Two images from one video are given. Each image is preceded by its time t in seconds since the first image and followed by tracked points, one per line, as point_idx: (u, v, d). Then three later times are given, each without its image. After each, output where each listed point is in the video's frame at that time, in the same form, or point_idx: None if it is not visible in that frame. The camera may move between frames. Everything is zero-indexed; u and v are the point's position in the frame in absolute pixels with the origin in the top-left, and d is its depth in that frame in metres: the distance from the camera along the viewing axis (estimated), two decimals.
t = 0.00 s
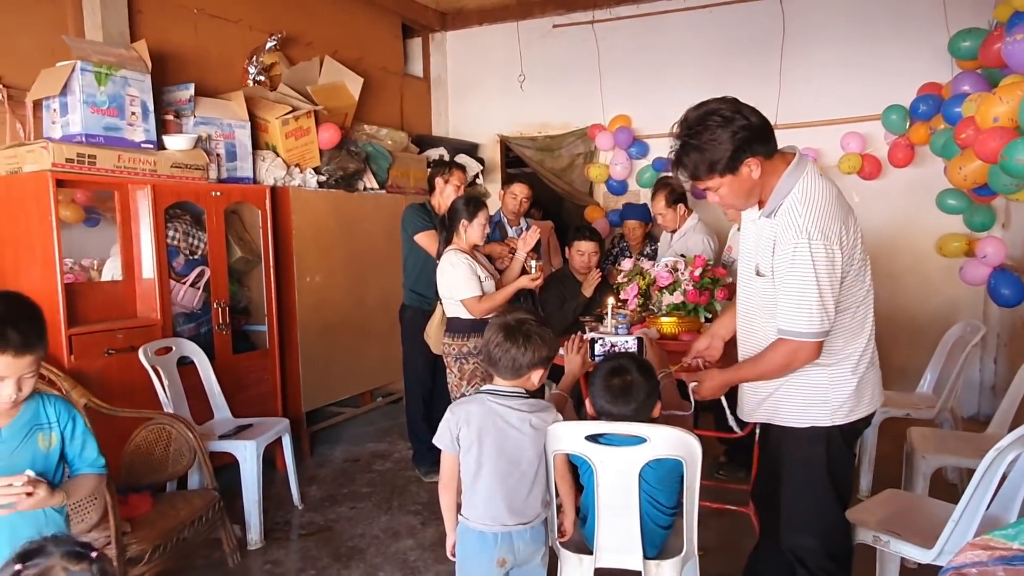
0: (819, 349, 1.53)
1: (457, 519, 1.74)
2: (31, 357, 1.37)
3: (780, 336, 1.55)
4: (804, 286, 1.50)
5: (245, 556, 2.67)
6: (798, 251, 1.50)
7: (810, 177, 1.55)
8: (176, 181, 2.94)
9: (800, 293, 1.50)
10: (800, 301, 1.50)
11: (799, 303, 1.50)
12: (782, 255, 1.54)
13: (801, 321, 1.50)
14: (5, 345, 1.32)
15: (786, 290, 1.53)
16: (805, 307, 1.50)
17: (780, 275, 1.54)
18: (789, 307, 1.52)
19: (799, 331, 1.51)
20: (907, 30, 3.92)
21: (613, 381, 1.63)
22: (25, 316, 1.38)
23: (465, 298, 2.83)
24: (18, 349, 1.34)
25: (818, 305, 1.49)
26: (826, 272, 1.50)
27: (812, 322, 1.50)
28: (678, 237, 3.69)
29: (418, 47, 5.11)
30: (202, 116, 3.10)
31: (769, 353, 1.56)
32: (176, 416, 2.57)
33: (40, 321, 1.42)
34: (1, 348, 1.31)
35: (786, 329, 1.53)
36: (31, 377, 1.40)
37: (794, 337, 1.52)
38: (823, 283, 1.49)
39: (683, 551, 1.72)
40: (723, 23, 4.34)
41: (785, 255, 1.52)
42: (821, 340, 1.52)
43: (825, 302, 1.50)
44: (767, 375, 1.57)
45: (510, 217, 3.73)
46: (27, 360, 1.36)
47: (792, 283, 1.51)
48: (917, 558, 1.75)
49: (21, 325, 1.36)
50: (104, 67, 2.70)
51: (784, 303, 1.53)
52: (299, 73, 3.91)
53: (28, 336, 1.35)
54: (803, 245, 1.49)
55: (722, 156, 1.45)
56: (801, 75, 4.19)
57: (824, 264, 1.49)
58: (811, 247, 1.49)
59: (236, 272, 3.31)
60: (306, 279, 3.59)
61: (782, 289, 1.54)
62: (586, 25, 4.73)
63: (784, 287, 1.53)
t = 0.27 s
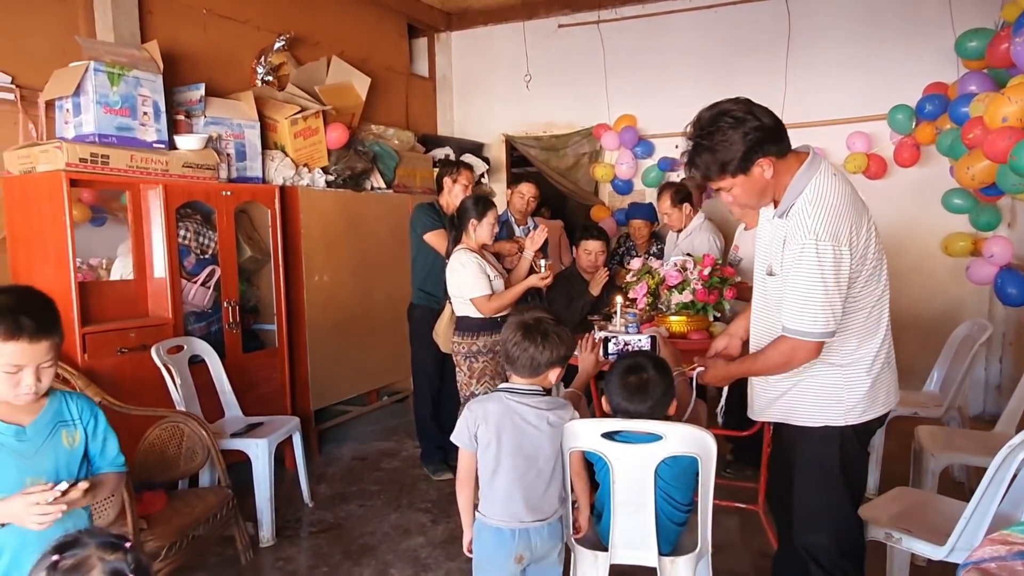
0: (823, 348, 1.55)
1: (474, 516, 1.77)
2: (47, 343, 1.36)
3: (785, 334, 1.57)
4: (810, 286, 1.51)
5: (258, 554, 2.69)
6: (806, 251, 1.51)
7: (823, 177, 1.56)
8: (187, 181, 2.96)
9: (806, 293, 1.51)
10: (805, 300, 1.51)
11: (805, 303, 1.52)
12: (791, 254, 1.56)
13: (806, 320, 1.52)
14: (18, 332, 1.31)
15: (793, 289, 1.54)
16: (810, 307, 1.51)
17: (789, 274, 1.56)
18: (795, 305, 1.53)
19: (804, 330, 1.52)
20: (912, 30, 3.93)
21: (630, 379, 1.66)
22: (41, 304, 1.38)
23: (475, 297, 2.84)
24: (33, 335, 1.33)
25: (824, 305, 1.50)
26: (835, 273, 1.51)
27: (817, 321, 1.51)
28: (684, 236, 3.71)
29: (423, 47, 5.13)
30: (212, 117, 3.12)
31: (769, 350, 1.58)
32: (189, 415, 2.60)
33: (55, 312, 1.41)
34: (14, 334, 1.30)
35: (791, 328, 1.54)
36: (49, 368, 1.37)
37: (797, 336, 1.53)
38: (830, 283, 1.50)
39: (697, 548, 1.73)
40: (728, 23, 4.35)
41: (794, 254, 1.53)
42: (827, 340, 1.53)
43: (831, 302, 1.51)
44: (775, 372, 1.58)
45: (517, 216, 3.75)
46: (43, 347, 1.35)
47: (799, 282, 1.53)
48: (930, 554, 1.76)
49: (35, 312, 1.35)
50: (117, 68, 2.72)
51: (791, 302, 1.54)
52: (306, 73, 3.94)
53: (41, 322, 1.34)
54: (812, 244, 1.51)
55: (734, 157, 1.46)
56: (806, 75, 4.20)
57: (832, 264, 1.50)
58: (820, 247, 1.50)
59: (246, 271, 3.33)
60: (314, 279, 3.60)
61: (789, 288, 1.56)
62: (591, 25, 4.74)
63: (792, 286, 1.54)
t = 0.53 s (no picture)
0: (837, 347, 1.57)
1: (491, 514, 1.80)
2: (58, 334, 1.36)
3: (800, 335, 1.59)
4: (824, 286, 1.53)
5: (270, 552, 2.72)
6: (820, 252, 1.54)
7: (833, 180, 1.58)
8: (198, 183, 2.98)
9: (820, 293, 1.54)
10: (820, 301, 1.54)
11: (820, 303, 1.54)
12: (805, 256, 1.58)
13: (821, 320, 1.54)
14: (26, 321, 1.32)
15: (807, 290, 1.56)
16: (825, 307, 1.53)
17: (803, 275, 1.58)
18: (810, 306, 1.55)
19: (819, 330, 1.54)
20: (917, 32, 3.96)
21: (645, 379, 1.68)
22: (56, 299, 1.39)
23: (484, 298, 2.86)
24: (43, 325, 1.34)
25: (838, 305, 1.53)
26: (848, 273, 1.53)
27: (833, 321, 1.53)
28: (690, 237, 3.70)
29: (429, 49, 5.15)
30: (222, 119, 3.15)
31: (786, 349, 1.60)
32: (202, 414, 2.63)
33: (71, 308, 1.42)
34: (23, 323, 1.32)
35: (806, 328, 1.56)
36: (65, 361, 1.37)
37: (813, 335, 1.55)
38: (843, 284, 1.53)
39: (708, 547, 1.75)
40: (733, 25, 4.38)
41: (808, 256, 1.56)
42: (841, 339, 1.55)
43: (845, 303, 1.53)
44: (789, 372, 1.60)
45: (524, 218, 3.77)
46: (54, 337, 1.35)
47: (813, 283, 1.55)
48: (939, 552, 1.78)
49: (48, 304, 1.37)
50: (130, 71, 2.75)
51: (805, 303, 1.57)
52: (313, 76, 3.97)
53: (51, 313, 1.36)
54: (826, 245, 1.53)
55: (747, 162, 1.48)
56: (811, 77, 4.23)
57: (845, 265, 1.53)
58: (834, 248, 1.53)
59: (255, 273, 3.35)
60: (323, 280, 3.63)
61: (803, 289, 1.58)
62: (596, 27, 4.77)
63: (806, 287, 1.56)
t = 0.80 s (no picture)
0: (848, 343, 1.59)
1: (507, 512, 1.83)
2: (65, 336, 1.33)
3: (810, 332, 1.61)
4: (833, 285, 1.56)
5: (279, 549, 2.75)
6: (830, 252, 1.56)
7: (838, 181, 1.61)
8: (207, 183, 3.01)
9: (829, 292, 1.56)
10: (831, 299, 1.56)
11: (830, 301, 1.56)
12: (814, 256, 1.60)
13: (831, 318, 1.56)
14: (31, 323, 1.30)
15: (817, 288, 1.59)
16: (835, 305, 1.56)
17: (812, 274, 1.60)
18: (821, 304, 1.58)
19: (830, 327, 1.57)
20: (919, 34, 3.98)
21: (655, 376, 1.71)
22: (68, 299, 1.37)
23: (491, 296, 2.88)
24: (49, 327, 1.31)
25: (848, 302, 1.55)
26: (856, 272, 1.56)
27: (843, 318, 1.55)
28: (693, 237, 3.72)
29: (433, 49, 5.21)
30: (231, 120, 3.17)
31: (799, 344, 1.62)
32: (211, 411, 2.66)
33: (85, 308, 1.40)
34: (28, 325, 1.30)
35: (817, 326, 1.58)
36: (74, 362, 1.35)
37: (824, 333, 1.58)
38: (853, 282, 1.55)
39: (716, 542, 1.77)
40: (737, 26, 4.40)
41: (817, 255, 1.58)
42: (851, 336, 1.58)
43: (855, 300, 1.56)
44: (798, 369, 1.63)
45: (529, 218, 3.79)
46: (60, 339, 1.32)
47: (823, 282, 1.58)
48: (943, 548, 1.80)
49: (59, 305, 1.35)
50: (141, 71, 2.77)
51: (815, 301, 1.59)
52: (320, 76, 3.99)
53: (58, 315, 1.33)
54: (835, 245, 1.55)
55: (754, 164, 1.50)
56: (814, 77, 4.25)
57: (854, 263, 1.55)
58: (843, 247, 1.55)
59: (263, 272, 3.37)
60: (329, 279, 3.65)
61: (813, 288, 1.60)
62: (600, 28, 4.79)
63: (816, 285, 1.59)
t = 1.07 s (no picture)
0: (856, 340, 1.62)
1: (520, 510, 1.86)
2: (77, 334, 1.33)
3: (819, 329, 1.64)
4: (842, 283, 1.58)
5: (287, 545, 2.78)
6: (839, 250, 1.58)
7: (845, 181, 1.63)
8: (215, 182, 3.03)
9: (839, 290, 1.59)
10: (840, 296, 1.58)
11: (840, 298, 1.59)
12: (822, 254, 1.63)
13: (840, 315, 1.59)
14: (43, 323, 1.30)
15: (826, 286, 1.61)
16: (845, 302, 1.58)
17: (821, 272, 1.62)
18: (830, 301, 1.60)
19: (840, 324, 1.59)
20: (922, 34, 4.00)
21: (663, 373, 1.75)
22: (79, 296, 1.36)
23: (496, 295, 2.91)
24: (60, 326, 1.31)
25: (857, 300, 1.58)
26: (865, 270, 1.58)
27: (852, 315, 1.58)
28: (696, 236, 3.74)
29: (437, 49, 5.16)
30: (238, 119, 3.19)
31: (808, 341, 1.64)
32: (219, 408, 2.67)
33: (96, 305, 1.40)
34: (41, 324, 1.30)
35: (826, 323, 1.61)
36: (87, 360, 1.35)
37: (833, 330, 1.60)
38: (861, 279, 1.58)
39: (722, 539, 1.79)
40: (740, 27, 4.42)
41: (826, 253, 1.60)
42: (859, 332, 1.60)
43: (863, 297, 1.58)
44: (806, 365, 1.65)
45: (533, 217, 3.81)
46: (71, 338, 1.32)
47: (832, 280, 1.60)
48: (947, 544, 1.82)
49: (70, 303, 1.34)
50: (149, 71, 2.80)
51: (824, 299, 1.61)
52: (324, 76, 4.01)
53: (69, 313, 1.33)
54: (844, 243, 1.57)
55: (764, 165, 1.52)
56: (817, 77, 4.27)
57: (862, 261, 1.58)
58: (852, 245, 1.57)
59: (269, 270, 3.40)
60: (335, 278, 3.67)
61: (822, 285, 1.62)
62: (603, 28, 4.81)
63: (825, 283, 1.61)
